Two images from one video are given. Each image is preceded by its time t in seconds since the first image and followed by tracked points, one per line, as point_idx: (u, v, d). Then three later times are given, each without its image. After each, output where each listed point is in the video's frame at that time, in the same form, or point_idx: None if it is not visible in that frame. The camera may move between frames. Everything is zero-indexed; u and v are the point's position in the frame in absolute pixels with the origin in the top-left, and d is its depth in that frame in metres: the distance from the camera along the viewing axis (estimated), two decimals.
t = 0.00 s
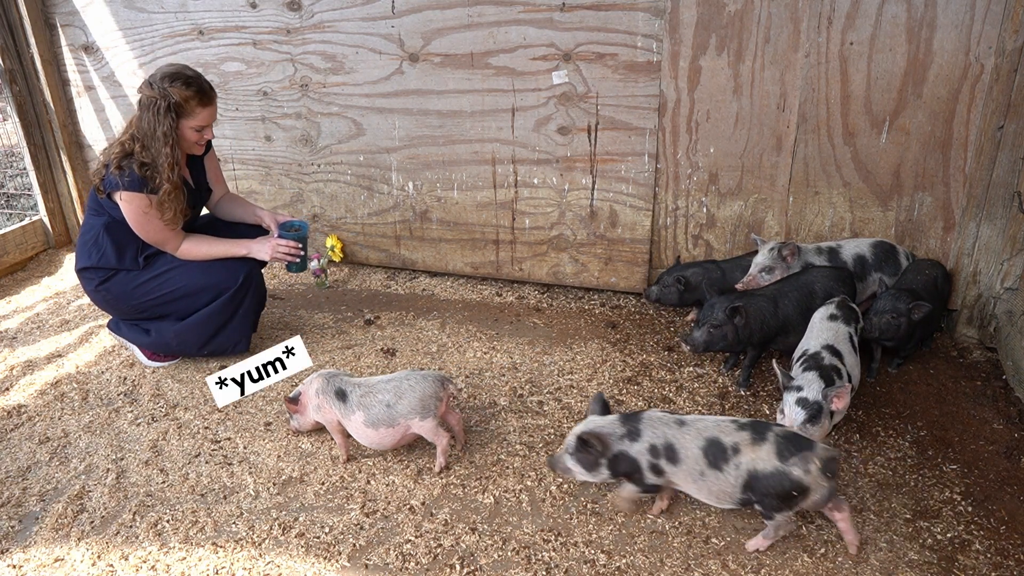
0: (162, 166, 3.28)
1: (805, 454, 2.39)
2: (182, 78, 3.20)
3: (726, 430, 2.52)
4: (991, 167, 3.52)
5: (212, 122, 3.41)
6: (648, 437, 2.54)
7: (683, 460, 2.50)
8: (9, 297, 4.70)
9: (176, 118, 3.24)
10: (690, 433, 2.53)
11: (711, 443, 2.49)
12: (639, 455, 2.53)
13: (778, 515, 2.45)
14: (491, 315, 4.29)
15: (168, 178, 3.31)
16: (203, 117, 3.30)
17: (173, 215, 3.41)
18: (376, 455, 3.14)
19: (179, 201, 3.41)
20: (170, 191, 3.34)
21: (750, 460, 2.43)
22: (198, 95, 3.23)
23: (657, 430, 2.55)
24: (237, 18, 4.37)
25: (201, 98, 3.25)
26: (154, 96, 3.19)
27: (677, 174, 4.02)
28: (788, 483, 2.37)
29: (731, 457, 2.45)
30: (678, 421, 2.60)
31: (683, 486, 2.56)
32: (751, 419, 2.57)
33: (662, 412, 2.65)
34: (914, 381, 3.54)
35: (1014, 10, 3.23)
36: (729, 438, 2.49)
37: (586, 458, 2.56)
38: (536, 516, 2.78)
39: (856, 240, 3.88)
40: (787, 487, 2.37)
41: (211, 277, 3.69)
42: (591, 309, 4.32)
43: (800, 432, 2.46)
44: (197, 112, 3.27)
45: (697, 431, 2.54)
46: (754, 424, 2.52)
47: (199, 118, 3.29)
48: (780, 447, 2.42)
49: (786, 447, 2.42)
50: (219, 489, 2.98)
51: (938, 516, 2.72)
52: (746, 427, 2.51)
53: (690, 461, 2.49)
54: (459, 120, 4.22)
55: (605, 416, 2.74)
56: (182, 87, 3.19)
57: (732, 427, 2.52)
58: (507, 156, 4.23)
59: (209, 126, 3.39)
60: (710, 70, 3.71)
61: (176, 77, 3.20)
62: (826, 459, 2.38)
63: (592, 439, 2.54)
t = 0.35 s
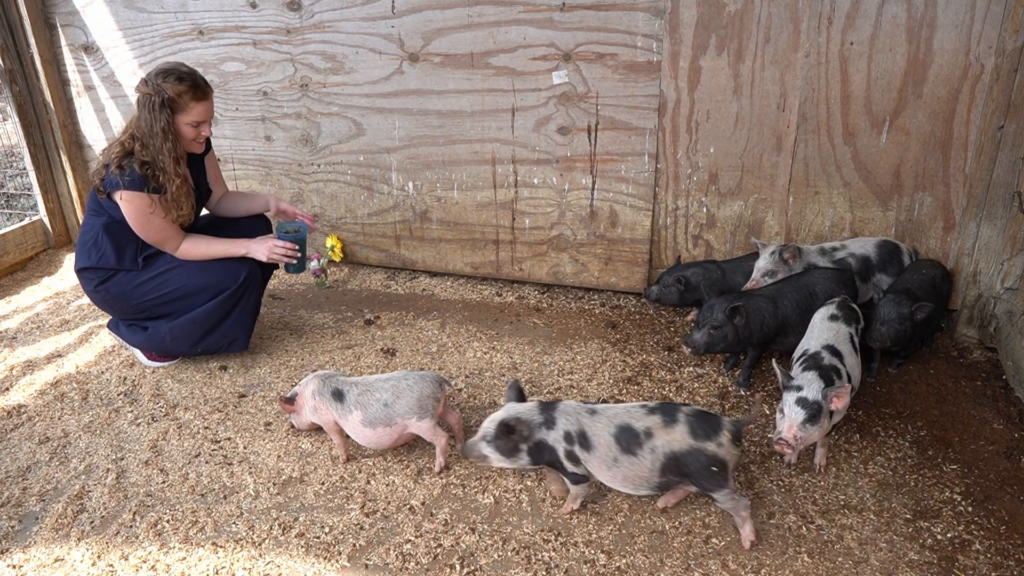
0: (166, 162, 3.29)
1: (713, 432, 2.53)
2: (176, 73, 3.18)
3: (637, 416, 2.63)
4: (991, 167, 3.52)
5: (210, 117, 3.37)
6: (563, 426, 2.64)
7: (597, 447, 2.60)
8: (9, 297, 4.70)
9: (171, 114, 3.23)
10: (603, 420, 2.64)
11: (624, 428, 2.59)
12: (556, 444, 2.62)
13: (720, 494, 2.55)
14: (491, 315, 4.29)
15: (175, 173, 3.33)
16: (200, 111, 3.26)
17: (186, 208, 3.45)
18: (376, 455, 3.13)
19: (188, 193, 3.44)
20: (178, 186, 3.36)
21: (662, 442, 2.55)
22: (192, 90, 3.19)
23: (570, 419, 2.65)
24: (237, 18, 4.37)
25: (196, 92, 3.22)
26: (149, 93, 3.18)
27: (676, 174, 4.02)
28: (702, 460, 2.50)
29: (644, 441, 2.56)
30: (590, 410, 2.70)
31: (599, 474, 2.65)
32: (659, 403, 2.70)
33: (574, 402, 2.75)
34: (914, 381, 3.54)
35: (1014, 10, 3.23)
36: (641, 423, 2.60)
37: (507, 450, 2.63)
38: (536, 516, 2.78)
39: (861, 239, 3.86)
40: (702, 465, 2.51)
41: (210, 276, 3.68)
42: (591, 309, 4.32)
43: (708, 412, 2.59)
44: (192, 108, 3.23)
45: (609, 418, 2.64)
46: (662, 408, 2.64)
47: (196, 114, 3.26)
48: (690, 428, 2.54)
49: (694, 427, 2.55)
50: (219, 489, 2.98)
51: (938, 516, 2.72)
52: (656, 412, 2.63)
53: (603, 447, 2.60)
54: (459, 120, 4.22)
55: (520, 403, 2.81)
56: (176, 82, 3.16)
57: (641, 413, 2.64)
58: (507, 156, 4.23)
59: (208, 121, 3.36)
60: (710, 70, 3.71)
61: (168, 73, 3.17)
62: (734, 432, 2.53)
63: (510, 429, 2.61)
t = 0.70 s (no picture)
0: (150, 151, 3.27)
1: (639, 407, 2.66)
2: (162, 63, 3.17)
3: (567, 399, 2.73)
4: (991, 167, 3.52)
5: (199, 108, 3.33)
6: (501, 420, 2.69)
7: (535, 436, 2.67)
8: (9, 297, 4.70)
9: (157, 103, 3.22)
10: (536, 407, 2.72)
11: (556, 412, 2.69)
12: (497, 439, 2.67)
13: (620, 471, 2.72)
14: (491, 315, 4.29)
15: (159, 163, 3.30)
16: (185, 101, 3.23)
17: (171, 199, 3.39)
18: (376, 455, 3.14)
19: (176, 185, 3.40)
20: (162, 177, 3.32)
21: (592, 420, 2.66)
22: (176, 78, 3.16)
23: (508, 413, 2.71)
24: (237, 18, 4.37)
25: (181, 82, 3.18)
26: (137, 82, 3.20)
27: (676, 174, 4.02)
28: (631, 437, 2.63)
29: (576, 422, 2.67)
30: (524, 400, 2.78)
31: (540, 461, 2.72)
32: (587, 387, 2.82)
33: (508, 396, 2.82)
34: (914, 381, 3.54)
35: (1014, 10, 3.23)
36: (571, 405, 2.71)
37: (446, 455, 2.65)
38: (536, 516, 2.78)
39: (866, 237, 3.86)
40: (630, 440, 2.63)
41: (211, 276, 3.68)
42: (591, 309, 4.32)
43: (633, 390, 2.73)
44: (176, 97, 3.20)
45: (543, 404, 2.73)
46: (588, 390, 2.76)
47: (180, 104, 3.23)
48: (617, 406, 2.67)
49: (619, 406, 2.67)
50: (219, 489, 2.98)
51: (938, 516, 2.72)
52: (583, 394, 2.75)
53: (541, 433, 2.67)
54: (459, 120, 4.22)
55: (453, 410, 2.82)
56: (161, 72, 3.15)
57: (571, 396, 2.74)
58: (507, 156, 4.23)
59: (196, 112, 3.31)
60: (710, 70, 3.71)
61: (155, 62, 3.17)
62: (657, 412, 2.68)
63: (449, 437, 2.64)
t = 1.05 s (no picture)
0: (146, 151, 3.27)
1: (571, 402, 2.67)
2: (158, 65, 3.16)
3: (499, 404, 2.72)
4: (991, 167, 3.52)
5: (195, 111, 3.31)
6: (430, 431, 2.67)
7: (467, 441, 2.65)
8: (9, 297, 4.70)
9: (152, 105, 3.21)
10: (468, 414, 2.70)
11: (490, 417, 2.67)
12: (426, 448, 2.65)
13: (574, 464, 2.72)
14: (491, 315, 4.28)
15: (154, 163, 3.29)
16: (180, 103, 3.21)
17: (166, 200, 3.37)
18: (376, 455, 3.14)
19: (171, 186, 3.38)
20: (158, 177, 3.32)
21: (528, 420, 2.65)
22: (171, 83, 3.15)
23: (436, 423, 2.69)
24: (237, 18, 4.37)
25: (176, 85, 3.17)
26: (134, 82, 3.20)
27: (677, 174, 4.02)
28: (568, 430, 2.64)
29: (513, 424, 2.65)
30: (454, 409, 2.76)
31: (476, 467, 2.70)
32: (517, 389, 2.81)
33: (437, 406, 2.80)
34: (914, 381, 3.54)
35: (1014, 10, 3.23)
36: (505, 409, 2.69)
37: (386, 479, 2.65)
38: (536, 516, 2.78)
39: (889, 235, 3.82)
40: (568, 433, 2.64)
41: (211, 275, 3.68)
42: (591, 309, 4.32)
43: (564, 387, 2.74)
44: (170, 101, 3.19)
45: (475, 410, 2.71)
46: (519, 392, 2.75)
47: (174, 108, 3.21)
48: (550, 403, 2.67)
49: (555, 401, 2.68)
50: (219, 489, 2.98)
51: (938, 516, 2.72)
52: (515, 397, 2.73)
53: (475, 439, 2.65)
54: (459, 120, 4.22)
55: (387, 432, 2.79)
56: (157, 74, 3.14)
57: (504, 399, 2.73)
58: (507, 156, 4.23)
59: (192, 115, 3.29)
60: (710, 70, 3.71)
61: (153, 64, 3.16)
62: (591, 398, 2.71)
63: (383, 461, 2.62)
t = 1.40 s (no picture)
0: (149, 153, 3.27)
1: (518, 393, 2.74)
2: (163, 69, 3.15)
3: (447, 399, 2.76)
4: (991, 167, 3.52)
5: (198, 115, 3.30)
6: (386, 431, 2.71)
7: (422, 437, 2.70)
8: (9, 297, 4.70)
9: (155, 108, 3.20)
10: (419, 410, 2.75)
11: (441, 413, 2.72)
12: (385, 448, 2.68)
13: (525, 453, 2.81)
14: (491, 315, 4.28)
15: (157, 165, 3.29)
16: (184, 108, 3.21)
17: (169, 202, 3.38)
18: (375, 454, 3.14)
19: (174, 188, 3.39)
20: (160, 179, 3.32)
21: (478, 414, 2.72)
22: (174, 87, 3.14)
23: (389, 422, 2.72)
24: (237, 18, 4.37)
25: (179, 89, 3.16)
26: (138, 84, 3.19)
27: (676, 174, 4.02)
28: (518, 420, 2.72)
29: (464, 418, 2.71)
30: (404, 406, 2.79)
31: (432, 461, 2.75)
32: (464, 383, 2.85)
33: (388, 405, 2.83)
34: (914, 381, 3.54)
35: (1014, 10, 3.23)
36: (455, 403, 2.74)
37: (348, 490, 2.65)
38: (536, 516, 2.78)
39: (908, 235, 3.78)
40: (519, 423, 2.73)
41: (212, 275, 3.68)
42: (591, 309, 4.32)
43: (508, 377, 2.80)
44: (172, 106, 3.18)
45: (425, 407, 2.75)
46: (466, 386, 2.80)
47: (176, 112, 3.20)
48: (498, 396, 2.74)
49: (502, 393, 2.75)
50: (219, 489, 2.98)
51: (938, 515, 2.72)
52: (462, 391, 2.78)
53: (430, 435, 2.70)
54: (459, 120, 4.22)
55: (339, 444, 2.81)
56: (161, 78, 3.13)
57: (452, 395, 2.78)
58: (507, 156, 4.23)
59: (195, 119, 3.29)
60: (710, 70, 3.71)
61: (158, 67, 3.16)
62: (535, 386, 2.77)
63: (345, 472, 2.63)
